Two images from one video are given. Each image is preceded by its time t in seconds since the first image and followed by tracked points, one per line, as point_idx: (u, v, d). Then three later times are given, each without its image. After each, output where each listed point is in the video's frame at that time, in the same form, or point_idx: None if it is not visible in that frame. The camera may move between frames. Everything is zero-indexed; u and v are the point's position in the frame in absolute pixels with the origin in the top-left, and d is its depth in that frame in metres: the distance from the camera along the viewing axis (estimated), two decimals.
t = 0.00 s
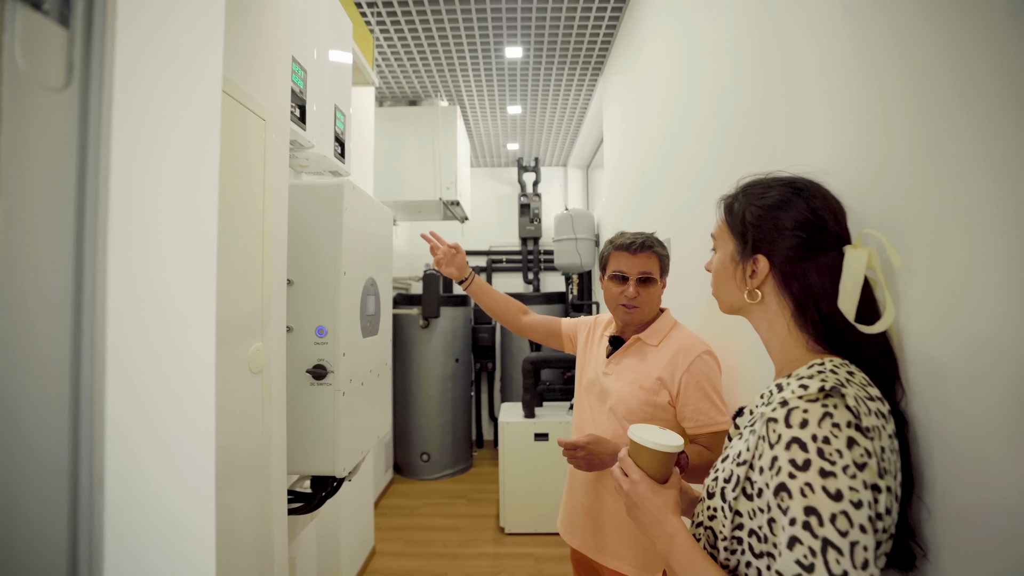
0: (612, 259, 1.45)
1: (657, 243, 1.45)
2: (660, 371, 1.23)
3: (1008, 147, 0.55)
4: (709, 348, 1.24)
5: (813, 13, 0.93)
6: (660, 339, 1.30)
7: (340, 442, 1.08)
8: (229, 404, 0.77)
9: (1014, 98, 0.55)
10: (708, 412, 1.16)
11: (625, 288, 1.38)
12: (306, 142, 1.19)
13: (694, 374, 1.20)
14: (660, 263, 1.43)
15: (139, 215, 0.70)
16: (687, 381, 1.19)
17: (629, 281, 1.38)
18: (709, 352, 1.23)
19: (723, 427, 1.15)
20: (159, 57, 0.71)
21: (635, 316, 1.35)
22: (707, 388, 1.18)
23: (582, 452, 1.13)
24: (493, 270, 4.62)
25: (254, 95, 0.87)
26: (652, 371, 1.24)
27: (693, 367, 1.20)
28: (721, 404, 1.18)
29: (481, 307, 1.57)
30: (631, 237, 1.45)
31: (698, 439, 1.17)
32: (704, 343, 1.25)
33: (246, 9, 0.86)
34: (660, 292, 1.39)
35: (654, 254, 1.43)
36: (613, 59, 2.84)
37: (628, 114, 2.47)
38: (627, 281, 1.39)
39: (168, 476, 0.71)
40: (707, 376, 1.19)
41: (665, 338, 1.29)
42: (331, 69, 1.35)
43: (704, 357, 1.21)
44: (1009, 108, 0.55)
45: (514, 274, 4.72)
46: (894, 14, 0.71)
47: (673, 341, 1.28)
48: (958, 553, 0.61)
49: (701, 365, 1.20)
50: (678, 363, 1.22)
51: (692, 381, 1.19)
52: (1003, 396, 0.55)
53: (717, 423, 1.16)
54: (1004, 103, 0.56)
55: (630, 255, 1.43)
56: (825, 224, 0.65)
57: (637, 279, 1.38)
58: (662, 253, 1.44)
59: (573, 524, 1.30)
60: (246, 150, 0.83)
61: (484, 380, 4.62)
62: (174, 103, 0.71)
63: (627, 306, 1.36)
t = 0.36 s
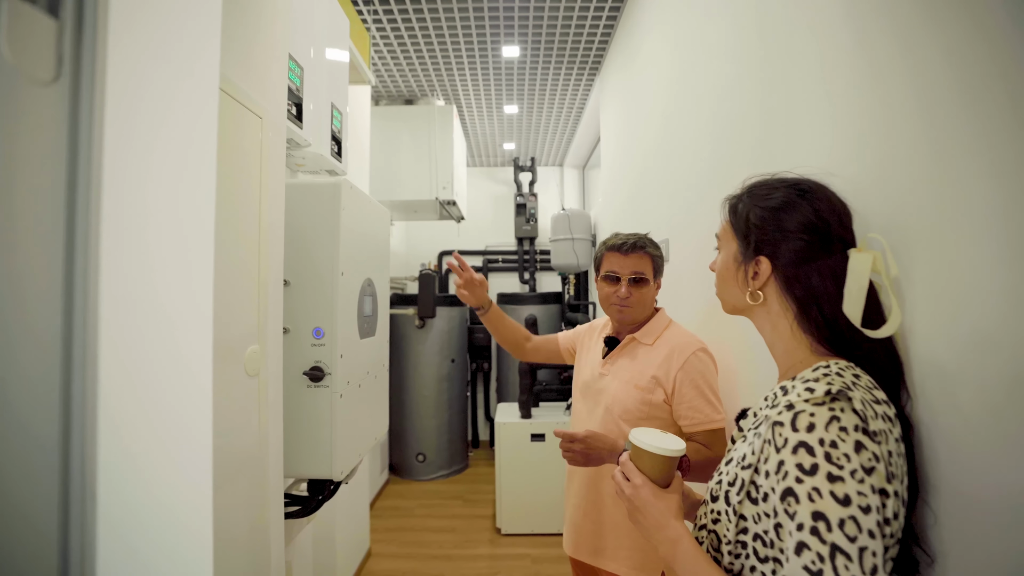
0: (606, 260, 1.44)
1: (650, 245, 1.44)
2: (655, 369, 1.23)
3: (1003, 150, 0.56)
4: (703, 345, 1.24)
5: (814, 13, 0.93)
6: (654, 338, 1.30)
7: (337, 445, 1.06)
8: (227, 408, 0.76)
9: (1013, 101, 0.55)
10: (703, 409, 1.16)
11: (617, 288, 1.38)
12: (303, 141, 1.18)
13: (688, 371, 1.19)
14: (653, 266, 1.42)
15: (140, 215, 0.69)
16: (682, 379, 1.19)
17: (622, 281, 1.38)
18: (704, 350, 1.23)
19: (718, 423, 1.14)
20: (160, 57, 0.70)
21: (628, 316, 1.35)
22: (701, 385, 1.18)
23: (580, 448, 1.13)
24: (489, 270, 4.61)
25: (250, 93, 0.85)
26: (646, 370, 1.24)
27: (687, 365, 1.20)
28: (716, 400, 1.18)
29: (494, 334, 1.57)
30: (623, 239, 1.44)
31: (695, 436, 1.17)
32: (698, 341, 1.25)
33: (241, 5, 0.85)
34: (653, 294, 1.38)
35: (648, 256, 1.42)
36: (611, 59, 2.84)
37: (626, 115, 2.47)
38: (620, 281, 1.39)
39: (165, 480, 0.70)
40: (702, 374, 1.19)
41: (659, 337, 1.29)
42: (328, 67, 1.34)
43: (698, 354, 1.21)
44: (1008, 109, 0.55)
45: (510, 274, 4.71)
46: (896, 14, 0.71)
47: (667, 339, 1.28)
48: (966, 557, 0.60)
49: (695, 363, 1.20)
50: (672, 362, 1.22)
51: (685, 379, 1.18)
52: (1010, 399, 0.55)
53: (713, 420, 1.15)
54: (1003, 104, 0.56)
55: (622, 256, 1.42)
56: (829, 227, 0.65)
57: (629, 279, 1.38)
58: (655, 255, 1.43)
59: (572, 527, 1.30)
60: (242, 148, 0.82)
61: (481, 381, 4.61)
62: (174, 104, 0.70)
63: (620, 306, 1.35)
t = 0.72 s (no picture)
0: (611, 257, 1.44)
1: (655, 242, 1.45)
2: (659, 368, 1.23)
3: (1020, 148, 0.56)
4: (706, 342, 1.23)
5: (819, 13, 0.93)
6: (658, 337, 1.29)
7: (345, 446, 1.05)
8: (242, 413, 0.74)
9: None
10: (706, 405, 1.14)
11: (622, 284, 1.37)
12: (308, 139, 1.16)
13: (691, 368, 1.18)
14: (659, 262, 1.42)
15: (141, 211, 0.65)
16: (685, 376, 1.18)
17: (627, 276, 1.37)
18: (706, 346, 1.22)
19: (722, 420, 1.12)
20: (169, 41, 0.66)
21: (632, 313, 1.35)
22: (705, 383, 1.17)
23: (584, 442, 1.12)
24: (488, 270, 4.60)
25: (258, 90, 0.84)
26: (650, 369, 1.24)
27: (691, 362, 1.19)
28: (720, 397, 1.16)
29: (513, 365, 1.55)
30: (631, 235, 1.44)
31: (699, 433, 1.14)
32: (701, 338, 1.24)
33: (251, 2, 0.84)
34: (656, 290, 1.38)
35: (654, 252, 1.42)
36: (611, 59, 2.84)
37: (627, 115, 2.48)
38: (624, 277, 1.38)
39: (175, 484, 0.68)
40: (706, 371, 1.18)
41: (663, 334, 1.29)
42: (333, 65, 1.32)
43: (701, 351, 1.20)
44: None
45: (509, 274, 4.71)
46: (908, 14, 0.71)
47: (671, 337, 1.27)
48: (985, 556, 0.60)
49: (698, 360, 1.19)
50: (677, 359, 1.21)
51: (689, 375, 1.17)
52: None
53: (717, 416, 1.13)
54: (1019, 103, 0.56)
55: (628, 252, 1.42)
56: (848, 226, 0.65)
57: (633, 275, 1.37)
58: (661, 252, 1.43)
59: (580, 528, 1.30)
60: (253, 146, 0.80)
61: (479, 381, 4.60)
62: (178, 97, 0.66)
63: (623, 302, 1.35)
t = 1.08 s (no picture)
0: (612, 260, 1.45)
1: (658, 245, 1.44)
2: (665, 371, 1.23)
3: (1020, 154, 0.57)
4: (714, 348, 1.23)
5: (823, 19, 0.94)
6: (665, 340, 1.30)
7: (351, 449, 1.05)
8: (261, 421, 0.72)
9: None
10: (713, 410, 1.15)
11: (622, 287, 1.38)
12: (313, 139, 1.16)
13: (698, 373, 1.19)
14: (662, 266, 1.41)
15: (161, 218, 0.66)
16: (692, 380, 1.18)
17: (627, 280, 1.38)
18: (713, 351, 1.22)
19: (728, 425, 1.13)
20: (188, 49, 0.66)
21: (632, 316, 1.36)
22: (712, 388, 1.17)
23: (591, 437, 1.13)
24: (486, 271, 4.60)
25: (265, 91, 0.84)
26: (657, 372, 1.25)
27: (698, 366, 1.19)
28: (727, 403, 1.17)
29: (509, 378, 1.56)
30: (633, 239, 1.45)
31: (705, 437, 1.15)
32: (708, 343, 1.24)
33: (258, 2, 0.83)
34: (660, 293, 1.38)
35: (655, 256, 1.41)
36: (611, 60, 2.84)
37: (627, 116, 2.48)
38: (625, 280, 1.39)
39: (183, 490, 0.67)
40: (712, 375, 1.18)
41: (669, 340, 1.29)
42: (337, 65, 1.32)
43: (708, 356, 1.20)
44: None
45: (506, 275, 4.71)
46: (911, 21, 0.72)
47: (678, 341, 1.28)
48: (991, 554, 0.61)
49: (706, 364, 1.19)
50: (683, 362, 1.22)
51: (696, 380, 1.18)
52: None
53: (723, 421, 1.14)
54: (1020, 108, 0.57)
55: (628, 256, 1.43)
56: (858, 229, 0.66)
57: (634, 279, 1.37)
58: (663, 256, 1.42)
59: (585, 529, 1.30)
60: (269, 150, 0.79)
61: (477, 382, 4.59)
62: (198, 104, 0.66)
63: (623, 305, 1.36)
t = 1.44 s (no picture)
0: (617, 260, 1.44)
1: (661, 245, 1.44)
2: (669, 369, 1.23)
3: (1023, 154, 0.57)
4: (715, 344, 1.23)
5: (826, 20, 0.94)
6: (666, 339, 1.30)
7: (356, 450, 1.04)
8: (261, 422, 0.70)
9: None
10: (718, 406, 1.15)
11: (628, 288, 1.38)
12: (318, 138, 1.15)
13: (703, 370, 1.19)
14: (664, 265, 1.41)
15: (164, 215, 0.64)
16: (697, 378, 1.18)
17: (633, 281, 1.38)
18: (716, 348, 1.22)
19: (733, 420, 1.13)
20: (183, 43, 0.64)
21: (639, 317, 1.36)
22: (717, 385, 1.17)
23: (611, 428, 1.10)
24: (484, 271, 4.59)
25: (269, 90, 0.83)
26: (661, 371, 1.24)
27: (702, 364, 1.20)
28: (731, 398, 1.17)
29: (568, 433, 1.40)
30: (636, 238, 1.43)
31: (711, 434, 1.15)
32: (710, 341, 1.24)
33: None
34: (662, 293, 1.38)
35: (659, 255, 1.41)
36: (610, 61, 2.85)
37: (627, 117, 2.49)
38: (630, 281, 1.39)
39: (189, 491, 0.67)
40: (717, 373, 1.18)
41: (671, 337, 1.29)
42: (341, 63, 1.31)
43: (711, 353, 1.21)
44: None
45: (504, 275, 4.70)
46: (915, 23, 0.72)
47: (679, 339, 1.28)
48: (1001, 553, 0.61)
49: (709, 362, 1.20)
50: (686, 360, 1.22)
51: (700, 377, 1.18)
52: None
53: (728, 417, 1.14)
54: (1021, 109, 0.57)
55: (634, 256, 1.42)
56: (870, 229, 0.66)
57: (639, 279, 1.38)
58: (666, 256, 1.43)
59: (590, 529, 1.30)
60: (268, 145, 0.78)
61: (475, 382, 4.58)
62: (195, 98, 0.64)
63: (631, 305, 1.36)
